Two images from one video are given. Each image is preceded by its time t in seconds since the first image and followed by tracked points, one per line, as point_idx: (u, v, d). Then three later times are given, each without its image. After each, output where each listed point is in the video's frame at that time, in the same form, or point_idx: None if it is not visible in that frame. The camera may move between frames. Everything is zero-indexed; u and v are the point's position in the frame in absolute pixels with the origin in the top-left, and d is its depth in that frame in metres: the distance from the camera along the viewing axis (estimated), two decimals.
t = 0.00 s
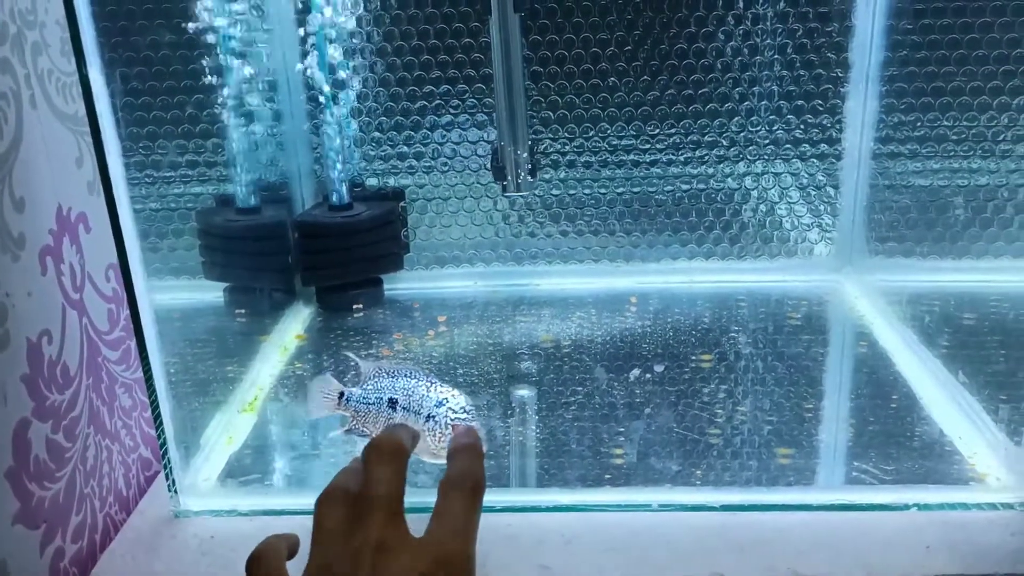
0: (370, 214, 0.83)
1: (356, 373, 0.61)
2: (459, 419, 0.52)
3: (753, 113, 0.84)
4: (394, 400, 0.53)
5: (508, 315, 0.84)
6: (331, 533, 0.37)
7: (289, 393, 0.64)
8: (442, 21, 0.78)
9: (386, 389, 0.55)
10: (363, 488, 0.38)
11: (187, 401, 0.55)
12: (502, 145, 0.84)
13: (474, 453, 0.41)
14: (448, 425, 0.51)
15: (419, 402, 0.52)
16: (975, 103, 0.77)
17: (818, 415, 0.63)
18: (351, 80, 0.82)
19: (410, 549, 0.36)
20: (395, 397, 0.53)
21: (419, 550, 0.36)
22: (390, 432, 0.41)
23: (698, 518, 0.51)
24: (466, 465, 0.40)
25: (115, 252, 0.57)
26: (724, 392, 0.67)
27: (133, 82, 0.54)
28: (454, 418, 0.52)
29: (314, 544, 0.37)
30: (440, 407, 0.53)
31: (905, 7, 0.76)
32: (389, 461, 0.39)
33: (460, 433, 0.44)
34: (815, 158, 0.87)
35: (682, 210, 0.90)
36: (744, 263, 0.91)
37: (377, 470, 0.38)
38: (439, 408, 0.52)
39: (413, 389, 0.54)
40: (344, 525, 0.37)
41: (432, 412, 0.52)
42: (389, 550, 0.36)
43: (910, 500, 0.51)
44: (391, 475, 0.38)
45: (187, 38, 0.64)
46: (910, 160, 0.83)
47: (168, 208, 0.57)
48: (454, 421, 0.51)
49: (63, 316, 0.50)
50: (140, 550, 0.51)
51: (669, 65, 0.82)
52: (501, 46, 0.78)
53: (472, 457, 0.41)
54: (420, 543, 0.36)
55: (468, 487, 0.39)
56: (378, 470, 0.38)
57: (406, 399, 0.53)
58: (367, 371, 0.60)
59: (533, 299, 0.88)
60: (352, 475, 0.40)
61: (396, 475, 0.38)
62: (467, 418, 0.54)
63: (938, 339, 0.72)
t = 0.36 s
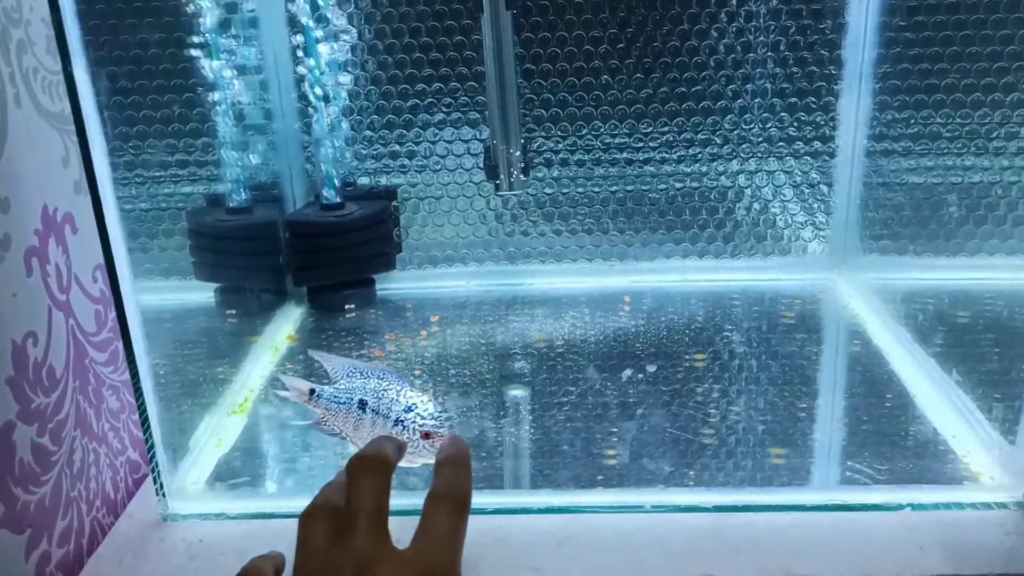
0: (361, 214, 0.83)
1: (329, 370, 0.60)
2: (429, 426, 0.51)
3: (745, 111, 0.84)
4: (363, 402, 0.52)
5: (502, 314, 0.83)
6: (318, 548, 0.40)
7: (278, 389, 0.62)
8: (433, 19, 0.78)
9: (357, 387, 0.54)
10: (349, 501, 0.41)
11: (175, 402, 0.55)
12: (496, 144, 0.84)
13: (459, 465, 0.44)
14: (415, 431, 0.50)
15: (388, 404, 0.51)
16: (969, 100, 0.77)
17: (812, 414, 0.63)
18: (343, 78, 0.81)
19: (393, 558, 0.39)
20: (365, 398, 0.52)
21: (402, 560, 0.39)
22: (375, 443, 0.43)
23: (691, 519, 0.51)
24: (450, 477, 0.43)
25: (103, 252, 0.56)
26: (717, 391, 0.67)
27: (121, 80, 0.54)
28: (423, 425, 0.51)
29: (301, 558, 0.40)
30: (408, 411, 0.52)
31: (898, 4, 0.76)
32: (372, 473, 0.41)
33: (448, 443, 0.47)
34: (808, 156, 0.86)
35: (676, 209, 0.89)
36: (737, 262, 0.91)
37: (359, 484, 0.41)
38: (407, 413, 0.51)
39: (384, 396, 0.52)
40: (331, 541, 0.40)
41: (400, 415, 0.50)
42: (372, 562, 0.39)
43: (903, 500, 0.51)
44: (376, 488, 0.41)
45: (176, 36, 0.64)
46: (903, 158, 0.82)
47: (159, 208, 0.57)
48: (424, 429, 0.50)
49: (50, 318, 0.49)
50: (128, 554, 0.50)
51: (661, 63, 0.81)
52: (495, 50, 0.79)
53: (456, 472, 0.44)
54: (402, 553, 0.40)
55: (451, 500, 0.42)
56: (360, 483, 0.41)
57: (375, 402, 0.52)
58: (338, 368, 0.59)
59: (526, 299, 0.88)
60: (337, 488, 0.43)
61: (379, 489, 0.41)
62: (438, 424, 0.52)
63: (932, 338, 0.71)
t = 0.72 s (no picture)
0: (353, 216, 0.83)
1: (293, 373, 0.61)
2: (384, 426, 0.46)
3: (737, 112, 0.84)
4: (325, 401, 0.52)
5: (494, 316, 0.84)
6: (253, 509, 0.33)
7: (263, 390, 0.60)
8: (425, 22, 0.78)
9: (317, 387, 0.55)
10: (281, 452, 0.33)
11: (167, 405, 0.55)
12: (487, 146, 0.84)
13: (413, 394, 0.35)
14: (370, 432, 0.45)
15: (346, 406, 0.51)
16: (958, 100, 0.76)
17: (803, 415, 0.63)
18: (335, 81, 0.81)
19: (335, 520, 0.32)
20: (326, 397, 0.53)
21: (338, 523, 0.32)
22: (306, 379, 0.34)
23: (682, 520, 0.51)
24: (400, 411, 0.34)
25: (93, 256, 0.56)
26: (709, 392, 0.67)
27: (112, 84, 0.54)
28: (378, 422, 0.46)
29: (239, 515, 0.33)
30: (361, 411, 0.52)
31: (887, 5, 0.77)
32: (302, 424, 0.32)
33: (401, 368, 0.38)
34: (799, 157, 0.87)
35: (668, 210, 0.90)
36: (729, 263, 0.91)
37: (290, 431, 0.32)
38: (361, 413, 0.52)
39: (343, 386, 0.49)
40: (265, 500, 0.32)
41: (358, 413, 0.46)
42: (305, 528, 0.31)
43: (893, 500, 0.51)
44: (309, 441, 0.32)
45: (167, 39, 0.63)
46: (893, 159, 0.82)
47: (150, 211, 0.56)
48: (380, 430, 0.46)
49: (40, 323, 0.49)
50: (120, 558, 0.50)
51: (652, 64, 0.82)
52: (485, 51, 0.79)
53: (408, 403, 0.34)
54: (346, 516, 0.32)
55: (398, 439, 0.33)
56: (291, 433, 0.32)
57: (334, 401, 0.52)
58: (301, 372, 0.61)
59: (519, 300, 0.87)
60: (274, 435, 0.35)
61: (314, 439, 0.32)
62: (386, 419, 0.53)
63: (923, 338, 0.70)
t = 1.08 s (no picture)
0: (355, 212, 0.83)
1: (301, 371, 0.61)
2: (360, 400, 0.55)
3: (739, 108, 0.84)
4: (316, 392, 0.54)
5: (496, 312, 0.83)
6: (219, 550, 0.36)
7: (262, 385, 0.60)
8: (427, 17, 0.78)
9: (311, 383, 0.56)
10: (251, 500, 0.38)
11: (168, 402, 0.55)
12: (489, 141, 0.84)
13: (386, 457, 0.42)
14: (346, 410, 0.53)
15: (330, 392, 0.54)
16: (960, 95, 0.76)
17: (807, 410, 0.63)
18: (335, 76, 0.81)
19: (301, 559, 0.36)
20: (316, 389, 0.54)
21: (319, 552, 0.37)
22: (277, 435, 0.41)
23: (687, 516, 0.51)
24: (374, 468, 0.41)
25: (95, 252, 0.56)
26: (712, 388, 0.67)
27: (112, 79, 0.53)
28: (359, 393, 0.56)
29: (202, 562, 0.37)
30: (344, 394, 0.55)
31: None
32: (277, 472, 0.39)
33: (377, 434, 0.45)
34: (802, 152, 0.87)
35: (669, 206, 0.89)
36: (732, 259, 0.91)
37: (263, 478, 0.38)
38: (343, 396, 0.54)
39: (327, 374, 0.58)
40: (232, 540, 0.37)
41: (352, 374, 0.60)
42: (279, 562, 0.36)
43: (899, 495, 0.51)
44: (280, 481, 0.38)
45: (167, 35, 0.63)
46: (896, 154, 0.82)
47: (151, 207, 0.56)
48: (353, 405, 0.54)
49: (42, 317, 0.49)
50: (123, 554, 0.50)
51: (655, 59, 0.81)
52: (486, 44, 0.79)
53: (385, 461, 0.42)
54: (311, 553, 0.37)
55: (374, 493, 0.40)
56: (264, 479, 0.38)
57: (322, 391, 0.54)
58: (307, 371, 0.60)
59: (520, 296, 0.87)
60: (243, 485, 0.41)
61: (285, 486, 0.39)
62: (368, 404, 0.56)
63: (926, 334, 0.70)
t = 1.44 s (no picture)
0: (355, 213, 0.83)
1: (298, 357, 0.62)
2: (339, 406, 0.54)
3: (740, 108, 0.84)
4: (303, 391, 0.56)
5: (496, 312, 0.83)
6: (222, 552, 0.36)
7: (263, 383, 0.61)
8: (427, 17, 0.78)
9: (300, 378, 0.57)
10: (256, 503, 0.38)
11: (169, 402, 0.55)
12: (490, 141, 0.85)
13: (386, 464, 0.43)
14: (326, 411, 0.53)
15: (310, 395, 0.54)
16: (961, 96, 0.76)
17: (807, 411, 0.63)
18: (336, 77, 0.81)
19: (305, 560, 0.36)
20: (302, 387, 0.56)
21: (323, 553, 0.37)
22: (282, 441, 0.41)
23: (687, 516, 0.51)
24: (376, 476, 0.41)
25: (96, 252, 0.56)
26: (712, 389, 0.67)
27: (113, 80, 0.53)
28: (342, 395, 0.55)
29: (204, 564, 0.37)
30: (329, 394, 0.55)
31: None
32: (282, 475, 0.38)
33: (374, 441, 0.45)
34: (802, 153, 0.87)
35: (669, 207, 0.89)
36: (732, 259, 0.91)
37: (269, 480, 0.38)
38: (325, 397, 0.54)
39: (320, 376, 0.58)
40: (235, 543, 0.37)
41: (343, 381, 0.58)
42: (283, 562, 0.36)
43: (898, 496, 0.51)
44: (286, 484, 0.38)
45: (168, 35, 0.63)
46: (896, 154, 0.82)
47: (151, 207, 0.56)
48: (329, 410, 0.53)
49: (43, 317, 0.49)
50: (123, 554, 0.50)
51: (655, 60, 0.81)
52: (487, 45, 0.79)
53: (384, 469, 0.42)
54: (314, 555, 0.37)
55: (376, 497, 0.40)
56: (271, 481, 0.38)
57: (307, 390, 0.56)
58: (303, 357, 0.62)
59: (521, 296, 0.88)
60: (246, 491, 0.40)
61: (290, 488, 0.38)
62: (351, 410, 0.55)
63: (926, 334, 0.70)
